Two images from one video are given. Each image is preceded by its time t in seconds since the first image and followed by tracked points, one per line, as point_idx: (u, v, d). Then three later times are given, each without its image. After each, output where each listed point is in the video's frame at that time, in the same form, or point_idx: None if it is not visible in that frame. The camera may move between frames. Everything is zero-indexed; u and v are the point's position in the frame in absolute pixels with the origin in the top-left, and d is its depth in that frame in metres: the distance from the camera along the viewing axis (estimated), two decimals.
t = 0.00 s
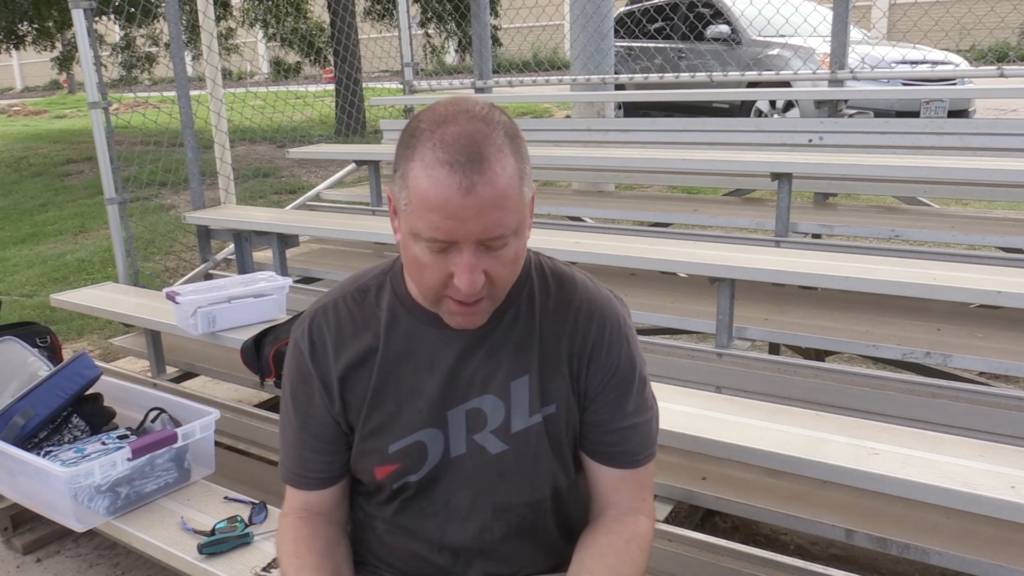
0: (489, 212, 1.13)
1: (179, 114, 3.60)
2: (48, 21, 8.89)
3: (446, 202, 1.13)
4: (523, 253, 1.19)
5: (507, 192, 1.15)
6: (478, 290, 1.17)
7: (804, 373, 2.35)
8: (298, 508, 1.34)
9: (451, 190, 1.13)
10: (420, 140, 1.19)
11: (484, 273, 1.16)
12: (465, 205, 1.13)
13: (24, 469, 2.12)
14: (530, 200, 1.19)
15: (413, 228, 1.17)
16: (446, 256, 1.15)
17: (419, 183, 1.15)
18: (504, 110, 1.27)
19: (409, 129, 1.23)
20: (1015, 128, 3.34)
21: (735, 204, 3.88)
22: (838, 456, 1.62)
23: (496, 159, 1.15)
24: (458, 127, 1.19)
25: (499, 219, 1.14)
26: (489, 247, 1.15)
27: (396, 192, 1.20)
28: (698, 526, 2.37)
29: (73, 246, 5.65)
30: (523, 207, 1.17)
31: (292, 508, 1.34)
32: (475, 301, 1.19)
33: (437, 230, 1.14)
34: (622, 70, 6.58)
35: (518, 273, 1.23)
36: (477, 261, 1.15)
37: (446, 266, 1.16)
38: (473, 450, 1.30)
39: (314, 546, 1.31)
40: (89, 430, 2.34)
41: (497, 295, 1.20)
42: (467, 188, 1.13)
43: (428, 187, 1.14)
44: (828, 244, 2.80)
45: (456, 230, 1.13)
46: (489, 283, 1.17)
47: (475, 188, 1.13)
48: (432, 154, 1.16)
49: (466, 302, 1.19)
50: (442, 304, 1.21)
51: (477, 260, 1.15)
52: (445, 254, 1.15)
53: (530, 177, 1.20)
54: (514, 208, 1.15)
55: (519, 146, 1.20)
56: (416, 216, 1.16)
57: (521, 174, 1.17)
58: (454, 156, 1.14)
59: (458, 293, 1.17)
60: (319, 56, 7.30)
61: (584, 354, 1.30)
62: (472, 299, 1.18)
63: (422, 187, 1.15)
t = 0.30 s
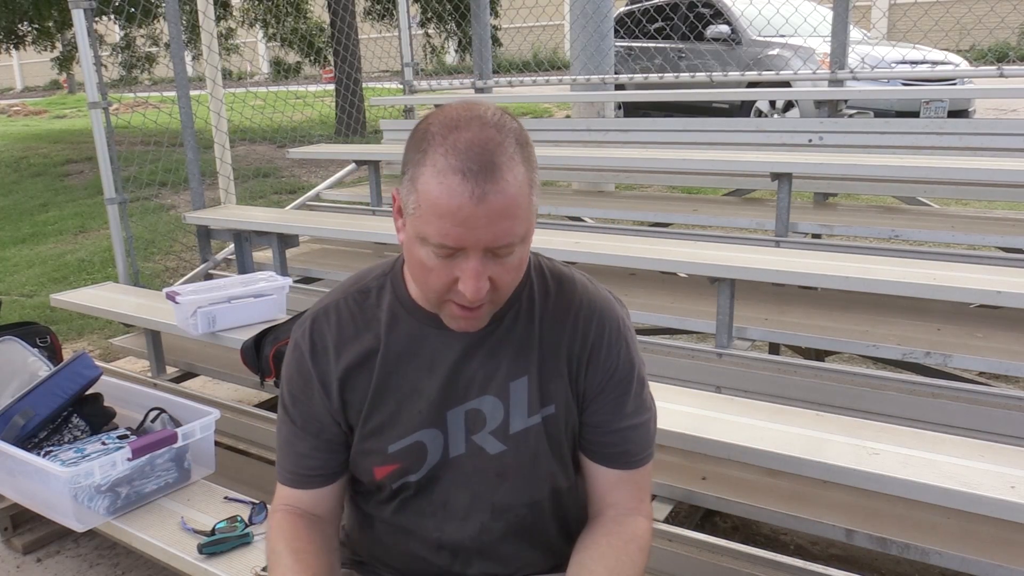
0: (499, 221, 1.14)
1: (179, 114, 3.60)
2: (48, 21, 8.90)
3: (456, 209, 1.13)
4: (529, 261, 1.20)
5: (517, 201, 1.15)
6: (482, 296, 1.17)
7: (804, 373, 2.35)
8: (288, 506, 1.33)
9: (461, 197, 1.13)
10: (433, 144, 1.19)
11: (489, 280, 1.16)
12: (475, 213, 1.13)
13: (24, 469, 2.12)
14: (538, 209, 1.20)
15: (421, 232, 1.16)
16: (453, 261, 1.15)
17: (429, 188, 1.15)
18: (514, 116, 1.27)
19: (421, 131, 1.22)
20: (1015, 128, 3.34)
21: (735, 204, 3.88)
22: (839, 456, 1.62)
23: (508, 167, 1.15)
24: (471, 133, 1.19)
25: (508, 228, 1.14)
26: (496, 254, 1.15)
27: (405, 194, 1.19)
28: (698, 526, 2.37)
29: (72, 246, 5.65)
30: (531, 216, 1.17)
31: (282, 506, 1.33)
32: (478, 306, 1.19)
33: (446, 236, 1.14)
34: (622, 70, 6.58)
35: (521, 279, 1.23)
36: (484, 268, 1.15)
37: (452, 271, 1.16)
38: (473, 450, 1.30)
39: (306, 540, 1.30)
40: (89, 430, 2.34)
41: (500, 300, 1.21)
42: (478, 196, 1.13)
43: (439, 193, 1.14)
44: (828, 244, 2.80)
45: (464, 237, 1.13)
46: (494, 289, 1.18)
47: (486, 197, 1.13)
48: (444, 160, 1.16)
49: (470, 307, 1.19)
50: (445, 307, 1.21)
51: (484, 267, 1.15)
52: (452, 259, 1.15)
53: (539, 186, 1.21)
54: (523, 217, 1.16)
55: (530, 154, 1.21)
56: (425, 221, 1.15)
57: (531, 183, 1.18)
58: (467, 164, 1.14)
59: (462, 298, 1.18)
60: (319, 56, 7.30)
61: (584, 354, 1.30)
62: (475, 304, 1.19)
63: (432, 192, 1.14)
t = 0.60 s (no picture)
0: (504, 220, 1.14)
1: (179, 114, 3.60)
2: (48, 21, 8.89)
3: (462, 206, 1.13)
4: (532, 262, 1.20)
5: (523, 202, 1.15)
6: (484, 294, 1.17)
7: (804, 374, 2.35)
8: (278, 504, 1.31)
9: (467, 195, 1.13)
10: (443, 141, 1.19)
11: (491, 278, 1.16)
12: (481, 211, 1.13)
13: (24, 469, 2.12)
14: (543, 211, 1.20)
15: (425, 228, 1.17)
16: (456, 258, 1.15)
17: (436, 184, 1.15)
18: (524, 117, 1.27)
19: (431, 127, 1.23)
20: (1015, 128, 3.34)
21: (735, 204, 3.88)
22: (838, 456, 1.62)
23: (515, 168, 1.15)
24: (480, 131, 1.19)
25: (513, 228, 1.14)
26: (500, 253, 1.15)
27: (411, 189, 1.19)
28: (698, 526, 2.37)
29: (73, 246, 5.65)
30: (536, 217, 1.17)
31: (272, 504, 1.32)
32: (478, 304, 1.19)
33: (450, 232, 1.14)
34: (622, 71, 6.58)
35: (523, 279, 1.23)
36: (486, 267, 1.15)
37: (454, 267, 1.16)
38: (474, 449, 1.30)
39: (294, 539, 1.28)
40: (89, 430, 2.34)
41: (501, 300, 1.21)
42: (484, 195, 1.13)
43: (446, 190, 1.14)
44: (828, 244, 2.81)
45: (469, 235, 1.14)
46: (496, 288, 1.18)
47: (492, 195, 1.13)
48: (452, 157, 1.16)
49: (471, 305, 1.19)
50: (445, 303, 1.22)
51: (486, 265, 1.15)
52: (455, 256, 1.16)
53: (545, 189, 1.21)
54: (528, 217, 1.16)
55: (538, 156, 1.21)
56: (430, 216, 1.16)
57: (538, 185, 1.18)
58: (473, 162, 1.14)
59: (464, 295, 1.18)
60: (319, 56, 7.29)
61: (586, 353, 1.30)
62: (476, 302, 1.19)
63: (438, 189, 1.14)
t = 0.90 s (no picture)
0: (500, 219, 1.13)
1: (179, 114, 3.60)
2: (48, 21, 8.89)
3: (459, 203, 1.13)
4: (529, 263, 1.20)
5: (521, 202, 1.14)
6: (478, 293, 1.17)
7: (804, 374, 2.34)
8: (285, 501, 1.32)
9: (465, 191, 1.13)
10: (445, 137, 1.19)
11: (486, 278, 1.16)
12: (478, 209, 1.13)
13: (24, 469, 2.12)
14: (542, 213, 1.19)
15: (423, 223, 1.17)
16: (452, 255, 1.15)
17: (435, 180, 1.15)
18: (529, 119, 1.27)
19: (435, 124, 1.23)
20: (1015, 128, 3.34)
21: (735, 204, 3.88)
22: (839, 456, 1.62)
23: (515, 167, 1.15)
24: (483, 130, 1.19)
25: (509, 227, 1.14)
26: (496, 252, 1.15)
27: (411, 185, 1.20)
28: (698, 526, 2.37)
29: (73, 246, 5.65)
30: (534, 218, 1.17)
31: (280, 502, 1.33)
32: (472, 303, 1.19)
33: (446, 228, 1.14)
34: (622, 71, 6.58)
35: (521, 280, 1.23)
36: (481, 265, 1.15)
37: (450, 264, 1.16)
38: (475, 449, 1.30)
39: (296, 536, 1.28)
40: (89, 430, 2.34)
41: (497, 301, 1.21)
42: (481, 193, 1.13)
43: (444, 186, 1.14)
44: (828, 244, 2.80)
45: (465, 232, 1.13)
46: (491, 287, 1.17)
47: (490, 193, 1.13)
48: (452, 154, 1.16)
49: (466, 303, 1.19)
50: (441, 301, 1.21)
51: (481, 264, 1.15)
52: (451, 253, 1.16)
53: (546, 191, 1.20)
54: (526, 218, 1.16)
55: (540, 158, 1.20)
56: (428, 212, 1.16)
57: (538, 186, 1.17)
58: (473, 160, 1.14)
59: (459, 293, 1.17)
60: (319, 56, 7.29)
61: (587, 354, 1.30)
62: (471, 301, 1.19)
63: (437, 185, 1.15)
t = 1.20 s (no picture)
0: (488, 210, 1.14)
1: (178, 114, 3.60)
2: (48, 21, 8.89)
3: (447, 192, 1.14)
4: (519, 258, 1.19)
5: (510, 194, 1.15)
6: (466, 285, 1.17)
7: (804, 374, 2.34)
8: (292, 502, 1.33)
9: (453, 181, 1.13)
10: (437, 129, 1.20)
11: (475, 270, 1.16)
12: (465, 199, 1.13)
13: (24, 469, 2.12)
14: (533, 207, 1.19)
15: (413, 213, 1.17)
16: (440, 245, 1.16)
17: (425, 170, 1.16)
18: (526, 115, 1.27)
19: (430, 117, 1.24)
20: (1016, 128, 3.34)
21: (735, 204, 3.88)
22: (838, 456, 1.62)
23: (505, 159, 1.15)
24: (475, 122, 1.20)
25: (497, 219, 1.14)
26: (484, 244, 1.15)
27: (404, 176, 1.21)
28: (698, 526, 2.37)
29: (72, 246, 5.65)
30: (524, 212, 1.17)
31: (288, 503, 1.33)
32: (460, 296, 1.19)
33: (435, 218, 1.14)
34: (622, 71, 6.58)
35: (514, 276, 1.22)
36: (469, 256, 1.15)
37: (439, 255, 1.16)
38: (475, 448, 1.30)
39: (299, 535, 1.28)
40: (89, 430, 2.34)
41: (486, 295, 1.20)
42: (469, 183, 1.13)
43: (433, 176, 1.14)
44: (828, 244, 2.80)
45: (453, 222, 1.14)
46: (478, 280, 1.17)
47: (478, 183, 1.13)
48: (443, 144, 1.17)
49: (455, 296, 1.19)
50: (431, 294, 1.21)
51: (469, 255, 1.15)
52: (440, 244, 1.16)
53: (537, 186, 1.20)
54: (515, 210, 1.15)
55: (532, 153, 1.20)
56: (418, 202, 1.16)
57: (528, 180, 1.17)
58: (462, 150, 1.14)
59: (447, 285, 1.17)
60: (319, 56, 7.28)
61: (586, 353, 1.30)
62: (460, 293, 1.19)
63: (427, 175, 1.15)
